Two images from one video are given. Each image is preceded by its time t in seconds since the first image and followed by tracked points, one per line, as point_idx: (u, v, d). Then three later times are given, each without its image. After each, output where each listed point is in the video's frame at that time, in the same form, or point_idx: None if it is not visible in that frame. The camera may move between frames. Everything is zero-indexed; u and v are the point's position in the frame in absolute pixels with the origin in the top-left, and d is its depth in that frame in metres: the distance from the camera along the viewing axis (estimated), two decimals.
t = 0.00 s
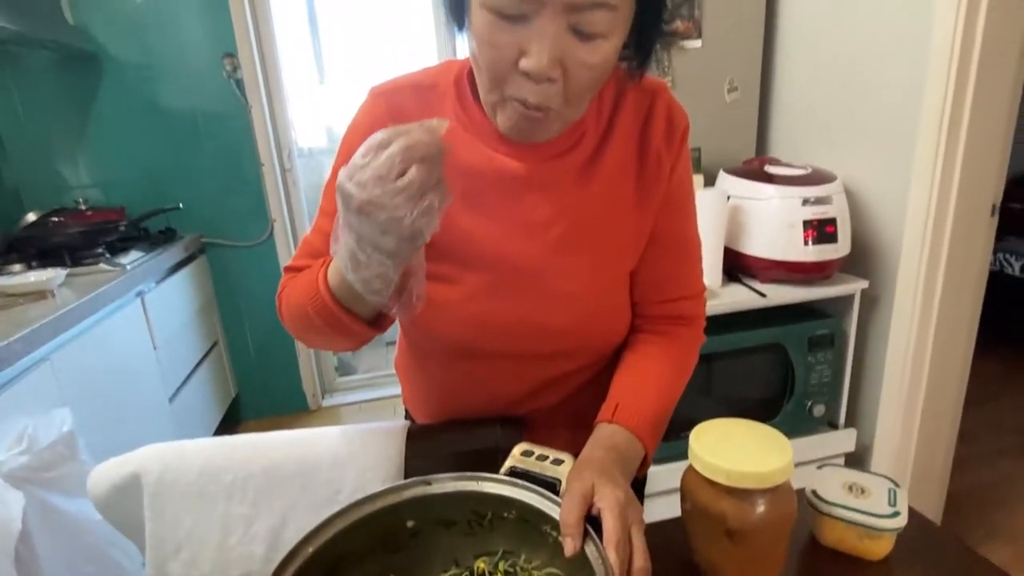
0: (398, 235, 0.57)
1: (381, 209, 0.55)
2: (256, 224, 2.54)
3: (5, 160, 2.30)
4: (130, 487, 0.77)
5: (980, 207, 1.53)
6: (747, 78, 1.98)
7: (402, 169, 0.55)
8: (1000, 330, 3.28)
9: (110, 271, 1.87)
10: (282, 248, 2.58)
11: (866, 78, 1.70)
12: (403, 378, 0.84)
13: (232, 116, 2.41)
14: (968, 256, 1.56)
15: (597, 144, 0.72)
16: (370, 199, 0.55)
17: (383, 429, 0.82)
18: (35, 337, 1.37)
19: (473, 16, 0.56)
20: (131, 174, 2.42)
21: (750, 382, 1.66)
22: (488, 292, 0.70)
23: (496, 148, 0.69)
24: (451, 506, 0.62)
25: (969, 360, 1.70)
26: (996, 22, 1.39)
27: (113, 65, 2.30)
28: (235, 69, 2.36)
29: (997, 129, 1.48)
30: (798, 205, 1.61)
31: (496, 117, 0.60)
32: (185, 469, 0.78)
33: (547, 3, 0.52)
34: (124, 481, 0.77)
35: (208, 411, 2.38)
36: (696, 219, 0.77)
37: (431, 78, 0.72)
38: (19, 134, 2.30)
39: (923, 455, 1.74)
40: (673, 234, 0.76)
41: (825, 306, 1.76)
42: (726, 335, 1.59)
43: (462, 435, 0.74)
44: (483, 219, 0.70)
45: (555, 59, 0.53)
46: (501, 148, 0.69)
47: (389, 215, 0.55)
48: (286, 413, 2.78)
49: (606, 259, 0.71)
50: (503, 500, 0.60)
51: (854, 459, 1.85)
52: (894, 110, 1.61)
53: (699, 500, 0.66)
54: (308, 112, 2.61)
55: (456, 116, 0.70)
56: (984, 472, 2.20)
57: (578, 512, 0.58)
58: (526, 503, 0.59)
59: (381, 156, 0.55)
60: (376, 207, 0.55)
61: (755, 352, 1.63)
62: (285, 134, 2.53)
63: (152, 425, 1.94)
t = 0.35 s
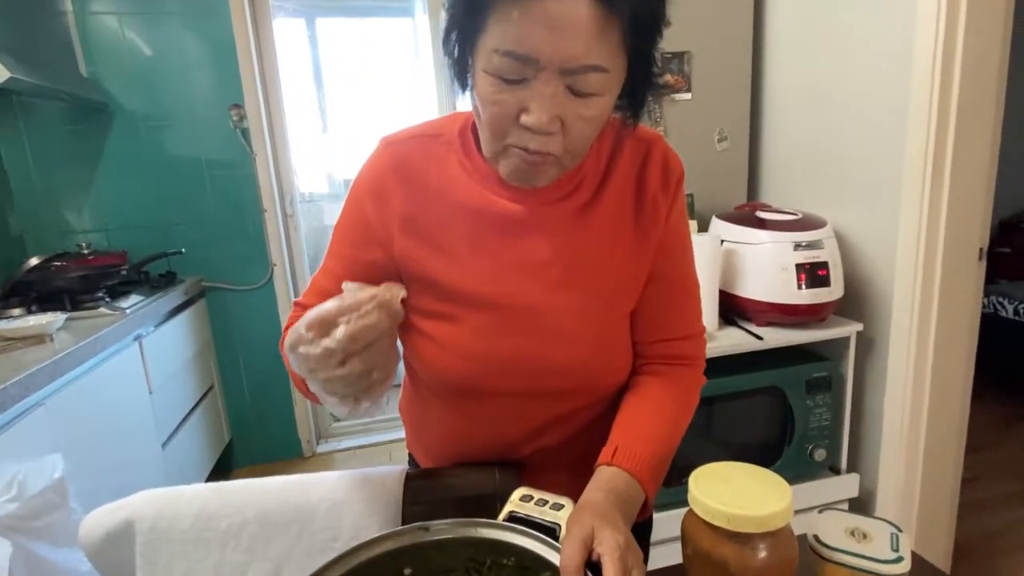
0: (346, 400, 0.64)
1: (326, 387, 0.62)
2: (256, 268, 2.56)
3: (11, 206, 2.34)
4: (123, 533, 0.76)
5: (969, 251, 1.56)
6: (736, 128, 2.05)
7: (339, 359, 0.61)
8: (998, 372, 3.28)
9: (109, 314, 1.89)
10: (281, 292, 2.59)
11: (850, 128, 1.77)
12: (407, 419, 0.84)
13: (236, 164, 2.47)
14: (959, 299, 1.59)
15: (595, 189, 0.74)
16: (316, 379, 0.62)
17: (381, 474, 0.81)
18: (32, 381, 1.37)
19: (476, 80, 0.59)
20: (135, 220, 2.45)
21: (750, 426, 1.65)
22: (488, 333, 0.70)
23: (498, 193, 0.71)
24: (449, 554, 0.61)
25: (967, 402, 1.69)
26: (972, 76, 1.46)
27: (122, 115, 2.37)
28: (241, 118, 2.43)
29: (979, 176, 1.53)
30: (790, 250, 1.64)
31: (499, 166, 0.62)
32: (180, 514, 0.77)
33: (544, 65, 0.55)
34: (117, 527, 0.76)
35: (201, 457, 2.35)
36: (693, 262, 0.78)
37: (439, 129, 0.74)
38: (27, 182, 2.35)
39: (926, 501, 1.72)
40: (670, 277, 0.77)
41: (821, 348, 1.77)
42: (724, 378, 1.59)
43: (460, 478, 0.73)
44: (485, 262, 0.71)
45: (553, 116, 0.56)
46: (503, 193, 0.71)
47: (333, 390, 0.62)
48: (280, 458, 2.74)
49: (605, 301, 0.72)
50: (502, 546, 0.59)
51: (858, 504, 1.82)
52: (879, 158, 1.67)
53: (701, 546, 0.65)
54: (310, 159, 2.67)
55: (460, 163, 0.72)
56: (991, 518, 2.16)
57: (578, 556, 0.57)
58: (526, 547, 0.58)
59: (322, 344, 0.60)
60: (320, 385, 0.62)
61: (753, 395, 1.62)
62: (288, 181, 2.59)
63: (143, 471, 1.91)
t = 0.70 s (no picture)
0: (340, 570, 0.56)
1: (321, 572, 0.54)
2: (254, 292, 2.56)
3: (10, 229, 2.34)
4: (111, 562, 0.74)
5: (965, 276, 1.57)
6: (733, 154, 2.08)
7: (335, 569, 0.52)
8: (998, 397, 3.27)
9: (105, 337, 1.87)
10: (279, 315, 2.59)
11: (845, 154, 1.79)
12: (408, 444, 0.83)
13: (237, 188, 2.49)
14: (958, 323, 1.59)
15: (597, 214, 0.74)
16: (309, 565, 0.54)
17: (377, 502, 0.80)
18: (24, 405, 1.35)
19: (481, 108, 0.60)
20: (135, 243, 2.46)
21: (750, 452, 1.63)
22: (491, 356, 0.70)
23: (501, 218, 0.71)
24: None
25: (968, 428, 1.68)
26: (964, 104, 1.49)
27: (125, 140, 2.40)
28: (243, 143, 2.45)
29: (974, 202, 1.54)
30: (788, 274, 1.64)
31: (504, 192, 0.62)
32: (173, 542, 0.76)
33: (549, 94, 0.55)
34: (106, 556, 0.74)
35: (194, 484, 2.31)
36: (695, 287, 0.78)
37: (446, 155, 0.75)
38: (27, 205, 2.36)
39: (932, 529, 1.69)
40: (672, 301, 0.76)
41: (821, 373, 1.77)
42: (725, 403, 1.58)
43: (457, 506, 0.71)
44: (488, 286, 0.71)
45: (558, 143, 0.57)
46: (506, 217, 0.71)
47: None
48: (275, 485, 2.70)
49: (607, 325, 0.72)
50: None
51: (862, 532, 1.79)
52: (874, 184, 1.69)
53: None
54: (311, 184, 2.70)
55: (466, 188, 0.73)
56: (997, 547, 2.13)
57: None
58: None
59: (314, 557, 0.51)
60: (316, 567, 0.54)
61: (754, 421, 1.61)
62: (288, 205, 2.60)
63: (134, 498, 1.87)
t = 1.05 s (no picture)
0: None
1: None
2: (253, 303, 2.56)
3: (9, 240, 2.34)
4: None
5: (963, 289, 1.57)
6: (730, 168, 2.10)
7: None
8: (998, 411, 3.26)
9: (103, 349, 1.87)
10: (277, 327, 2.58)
11: (841, 169, 1.80)
12: (408, 457, 0.82)
13: (237, 200, 2.50)
14: (956, 337, 1.59)
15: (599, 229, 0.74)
16: None
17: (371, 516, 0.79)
18: (20, 417, 1.34)
19: (484, 126, 0.60)
20: (134, 254, 2.46)
21: (749, 467, 1.62)
22: (495, 374, 0.69)
23: (508, 236, 0.69)
24: None
25: (968, 442, 1.68)
26: (958, 120, 1.50)
27: (126, 152, 2.41)
28: (243, 156, 2.46)
29: (970, 217, 1.55)
30: (786, 287, 1.65)
31: (507, 207, 0.63)
32: (165, 557, 0.76)
33: (553, 112, 0.56)
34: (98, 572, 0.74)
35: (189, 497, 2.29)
36: (695, 301, 0.78)
37: (452, 170, 0.73)
38: (27, 216, 2.36)
39: (933, 545, 1.68)
40: (672, 317, 0.76)
41: (820, 386, 1.76)
42: (724, 417, 1.57)
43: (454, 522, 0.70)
44: (493, 301, 0.69)
45: (562, 160, 0.57)
46: (513, 235, 0.69)
47: None
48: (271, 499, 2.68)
49: (609, 342, 0.72)
50: None
51: (863, 548, 1.77)
52: (871, 198, 1.70)
53: None
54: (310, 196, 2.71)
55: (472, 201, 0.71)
56: (1000, 562, 2.11)
57: None
58: None
59: None
60: None
61: (753, 435, 1.60)
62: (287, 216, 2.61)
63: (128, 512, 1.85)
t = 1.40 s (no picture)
0: None
1: None
2: (252, 306, 2.56)
3: (9, 241, 2.35)
4: None
5: (962, 295, 1.58)
6: (730, 173, 2.10)
7: None
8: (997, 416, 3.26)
9: (102, 351, 1.87)
10: (277, 330, 2.58)
11: (840, 174, 1.81)
12: (409, 462, 0.82)
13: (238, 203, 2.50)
14: (955, 343, 1.59)
15: (603, 237, 0.74)
16: None
17: (371, 519, 0.79)
18: (19, 420, 1.34)
19: (491, 135, 0.60)
20: (134, 257, 2.47)
21: (749, 472, 1.62)
22: (496, 382, 0.69)
23: (511, 243, 0.69)
24: None
25: (967, 448, 1.68)
26: (956, 126, 1.51)
27: (126, 154, 2.41)
28: (243, 159, 2.47)
29: (968, 223, 1.56)
30: (785, 292, 1.65)
31: (512, 218, 0.63)
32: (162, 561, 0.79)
33: (561, 124, 0.56)
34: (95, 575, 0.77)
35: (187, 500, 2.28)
36: (698, 309, 0.78)
37: (455, 175, 0.73)
38: (27, 218, 2.36)
39: (932, 550, 1.68)
40: (674, 324, 0.76)
41: (819, 391, 1.76)
42: (723, 421, 1.57)
43: (456, 524, 0.70)
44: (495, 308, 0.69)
45: (569, 172, 0.58)
46: (516, 243, 0.69)
47: None
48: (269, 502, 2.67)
49: (610, 350, 0.72)
50: None
51: (862, 553, 1.77)
52: (870, 204, 1.70)
53: None
54: (310, 199, 2.71)
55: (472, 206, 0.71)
56: (1000, 568, 2.10)
57: None
58: None
59: None
60: None
61: (753, 440, 1.60)
62: (287, 220, 2.61)
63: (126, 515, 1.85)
